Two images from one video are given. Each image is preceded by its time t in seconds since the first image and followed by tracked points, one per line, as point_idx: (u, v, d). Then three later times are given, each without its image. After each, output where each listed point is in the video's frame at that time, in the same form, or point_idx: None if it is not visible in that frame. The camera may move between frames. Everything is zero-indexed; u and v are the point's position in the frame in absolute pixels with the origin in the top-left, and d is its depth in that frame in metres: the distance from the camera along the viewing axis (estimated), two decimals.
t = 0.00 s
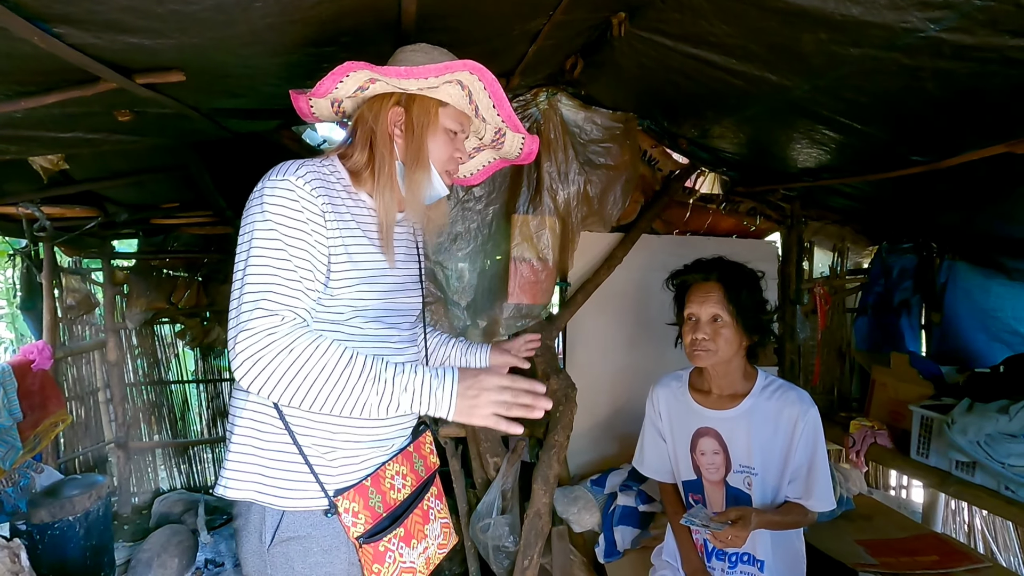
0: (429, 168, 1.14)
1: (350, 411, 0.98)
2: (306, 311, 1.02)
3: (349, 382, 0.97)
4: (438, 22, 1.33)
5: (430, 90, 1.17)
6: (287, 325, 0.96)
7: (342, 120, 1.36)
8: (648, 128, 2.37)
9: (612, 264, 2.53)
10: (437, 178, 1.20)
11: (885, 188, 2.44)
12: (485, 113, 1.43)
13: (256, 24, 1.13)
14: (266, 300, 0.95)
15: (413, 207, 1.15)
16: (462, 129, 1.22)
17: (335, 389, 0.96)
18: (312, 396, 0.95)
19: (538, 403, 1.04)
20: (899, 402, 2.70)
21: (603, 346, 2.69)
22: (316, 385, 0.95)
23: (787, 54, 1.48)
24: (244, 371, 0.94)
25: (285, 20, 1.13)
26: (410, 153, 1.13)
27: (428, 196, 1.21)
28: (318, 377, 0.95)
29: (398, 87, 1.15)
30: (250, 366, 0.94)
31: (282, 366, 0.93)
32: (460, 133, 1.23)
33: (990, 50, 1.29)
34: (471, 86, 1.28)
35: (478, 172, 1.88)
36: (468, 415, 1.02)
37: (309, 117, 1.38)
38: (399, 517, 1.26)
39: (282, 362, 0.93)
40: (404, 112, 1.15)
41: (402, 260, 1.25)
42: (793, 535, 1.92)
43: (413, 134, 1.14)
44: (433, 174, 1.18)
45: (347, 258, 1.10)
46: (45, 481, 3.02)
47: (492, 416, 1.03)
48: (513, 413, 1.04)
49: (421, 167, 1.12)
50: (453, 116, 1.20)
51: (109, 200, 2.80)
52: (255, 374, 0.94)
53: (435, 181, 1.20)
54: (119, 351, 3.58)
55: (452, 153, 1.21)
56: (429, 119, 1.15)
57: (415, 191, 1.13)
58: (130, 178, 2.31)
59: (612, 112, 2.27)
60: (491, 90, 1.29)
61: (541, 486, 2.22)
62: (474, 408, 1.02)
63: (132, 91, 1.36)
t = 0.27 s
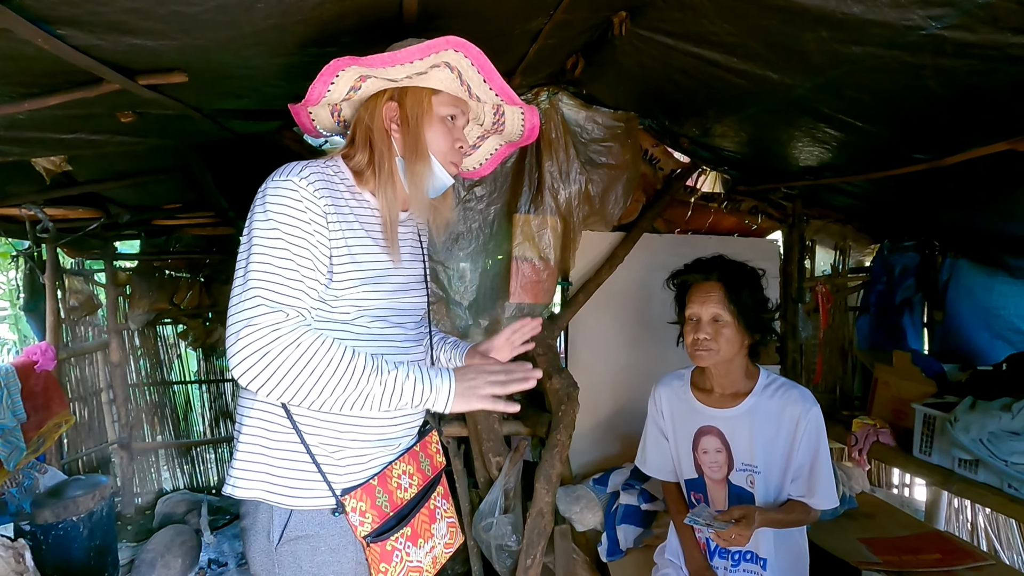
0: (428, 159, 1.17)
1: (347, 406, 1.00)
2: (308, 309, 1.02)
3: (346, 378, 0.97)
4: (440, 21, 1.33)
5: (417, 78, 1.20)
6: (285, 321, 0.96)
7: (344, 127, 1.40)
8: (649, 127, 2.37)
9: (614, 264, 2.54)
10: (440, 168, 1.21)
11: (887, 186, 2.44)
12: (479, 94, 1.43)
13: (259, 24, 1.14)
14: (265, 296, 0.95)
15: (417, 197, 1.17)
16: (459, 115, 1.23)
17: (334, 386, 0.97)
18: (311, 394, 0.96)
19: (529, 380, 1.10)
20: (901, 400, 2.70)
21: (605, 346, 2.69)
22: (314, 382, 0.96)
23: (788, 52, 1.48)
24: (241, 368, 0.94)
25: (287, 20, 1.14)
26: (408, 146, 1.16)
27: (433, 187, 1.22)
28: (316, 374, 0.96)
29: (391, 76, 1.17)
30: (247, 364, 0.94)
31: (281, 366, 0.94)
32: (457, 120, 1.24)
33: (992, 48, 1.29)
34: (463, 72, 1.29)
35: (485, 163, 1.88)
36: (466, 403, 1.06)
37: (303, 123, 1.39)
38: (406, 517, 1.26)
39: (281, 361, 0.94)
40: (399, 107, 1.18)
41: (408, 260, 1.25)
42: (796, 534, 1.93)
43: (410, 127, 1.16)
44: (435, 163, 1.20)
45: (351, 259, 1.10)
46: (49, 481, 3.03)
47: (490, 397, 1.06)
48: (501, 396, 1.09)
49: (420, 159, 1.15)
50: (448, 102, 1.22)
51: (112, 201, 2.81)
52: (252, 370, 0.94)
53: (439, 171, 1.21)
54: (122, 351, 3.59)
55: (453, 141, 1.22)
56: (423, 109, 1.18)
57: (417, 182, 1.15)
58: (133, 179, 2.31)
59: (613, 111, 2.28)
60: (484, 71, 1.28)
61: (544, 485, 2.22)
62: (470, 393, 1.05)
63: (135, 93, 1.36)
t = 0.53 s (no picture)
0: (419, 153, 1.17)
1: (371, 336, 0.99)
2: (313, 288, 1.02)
3: (367, 314, 0.97)
4: (439, 20, 1.33)
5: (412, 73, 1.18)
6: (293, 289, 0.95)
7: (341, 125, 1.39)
8: (648, 125, 2.37)
9: (613, 263, 2.55)
10: (433, 163, 1.19)
11: (886, 184, 2.44)
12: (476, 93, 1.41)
13: (258, 23, 1.13)
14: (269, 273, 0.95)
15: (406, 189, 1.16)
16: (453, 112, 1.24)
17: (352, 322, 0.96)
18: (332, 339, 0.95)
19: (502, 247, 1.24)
20: (900, 398, 2.66)
21: (605, 345, 2.68)
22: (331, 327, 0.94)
23: (788, 50, 1.48)
24: (262, 354, 0.93)
25: (286, 19, 1.13)
26: (400, 140, 1.16)
27: (422, 181, 1.20)
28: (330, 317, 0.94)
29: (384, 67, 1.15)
30: (263, 343, 0.93)
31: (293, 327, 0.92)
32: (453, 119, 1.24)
33: (992, 45, 1.29)
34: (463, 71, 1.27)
35: (483, 163, 1.87)
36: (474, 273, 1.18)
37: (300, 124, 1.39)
38: (402, 517, 1.26)
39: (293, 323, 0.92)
40: (393, 104, 1.18)
41: (403, 261, 1.26)
42: (797, 532, 1.92)
43: (403, 121, 1.16)
44: (427, 157, 1.18)
45: (345, 256, 1.12)
46: (49, 482, 3.03)
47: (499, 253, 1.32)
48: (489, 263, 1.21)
49: (410, 152, 1.15)
50: (441, 99, 1.22)
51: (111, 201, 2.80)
52: (272, 348, 0.93)
53: (431, 167, 1.19)
54: (121, 352, 3.58)
55: (448, 138, 1.21)
56: (417, 104, 1.18)
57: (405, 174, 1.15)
58: (131, 178, 2.31)
59: (613, 109, 2.27)
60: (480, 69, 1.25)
61: (544, 484, 2.22)
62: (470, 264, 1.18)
63: (133, 92, 1.36)
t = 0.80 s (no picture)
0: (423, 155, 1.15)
1: (323, 325, 0.92)
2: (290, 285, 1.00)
3: (315, 301, 0.90)
4: (439, 17, 1.32)
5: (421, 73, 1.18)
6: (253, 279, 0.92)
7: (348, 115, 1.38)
8: (649, 123, 2.36)
9: (613, 261, 2.54)
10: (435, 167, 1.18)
11: (887, 182, 2.43)
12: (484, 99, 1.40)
13: (256, 19, 1.13)
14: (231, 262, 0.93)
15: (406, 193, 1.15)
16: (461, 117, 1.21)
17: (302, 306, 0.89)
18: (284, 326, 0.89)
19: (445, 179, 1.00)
20: (902, 396, 2.67)
21: (605, 344, 2.68)
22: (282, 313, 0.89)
23: (790, 47, 1.47)
24: (218, 345, 0.88)
25: (285, 15, 1.13)
26: (403, 142, 1.14)
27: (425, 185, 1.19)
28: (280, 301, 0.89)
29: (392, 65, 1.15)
30: (217, 332, 0.88)
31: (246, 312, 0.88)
32: (460, 122, 1.21)
33: (996, 41, 1.28)
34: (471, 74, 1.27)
35: (489, 169, 1.85)
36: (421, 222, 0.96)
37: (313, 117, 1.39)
38: (401, 517, 1.25)
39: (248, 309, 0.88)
40: (400, 101, 1.16)
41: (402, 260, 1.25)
42: (798, 531, 1.91)
43: (408, 122, 1.14)
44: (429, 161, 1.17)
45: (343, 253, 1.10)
46: (48, 481, 3.02)
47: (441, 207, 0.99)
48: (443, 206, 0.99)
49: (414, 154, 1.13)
50: (451, 104, 1.19)
51: (110, 200, 2.79)
52: (223, 337, 0.88)
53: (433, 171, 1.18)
54: (120, 351, 3.57)
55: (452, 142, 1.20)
56: (423, 105, 1.15)
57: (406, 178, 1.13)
58: (130, 177, 2.30)
59: (613, 107, 2.25)
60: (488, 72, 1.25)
61: (545, 483, 2.21)
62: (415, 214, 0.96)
63: (131, 89, 1.35)
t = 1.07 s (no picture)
0: (429, 168, 1.14)
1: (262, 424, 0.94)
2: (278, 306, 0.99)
3: (263, 408, 0.91)
4: (442, 16, 1.31)
5: (434, 87, 1.16)
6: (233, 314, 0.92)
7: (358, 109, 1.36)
8: (651, 123, 2.35)
9: (616, 260, 2.51)
10: (438, 179, 1.19)
11: (891, 181, 2.42)
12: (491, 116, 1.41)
13: (257, 18, 1.12)
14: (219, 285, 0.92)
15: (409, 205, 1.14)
16: (470, 131, 1.20)
17: (261, 399, 0.90)
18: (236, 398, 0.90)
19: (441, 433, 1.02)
20: (905, 398, 2.69)
21: (609, 344, 2.67)
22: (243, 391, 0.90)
23: (794, 46, 1.46)
24: (183, 364, 0.89)
25: (286, 14, 1.12)
26: (411, 151, 1.13)
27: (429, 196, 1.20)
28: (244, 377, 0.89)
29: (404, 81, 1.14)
30: (189, 363, 0.89)
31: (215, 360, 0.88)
32: (467, 135, 1.21)
33: (1002, 40, 1.27)
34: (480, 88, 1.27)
35: (491, 173, 1.85)
36: (388, 448, 0.98)
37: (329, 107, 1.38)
38: (406, 518, 1.23)
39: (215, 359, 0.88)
40: (410, 108, 1.15)
41: (406, 257, 1.24)
42: (802, 532, 1.90)
43: (417, 132, 1.13)
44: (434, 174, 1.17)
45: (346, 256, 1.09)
46: (49, 481, 3.02)
47: (414, 442, 1.00)
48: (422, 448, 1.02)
49: (420, 165, 1.12)
50: (461, 116, 1.19)
51: (112, 199, 2.79)
52: (192, 372, 0.90)
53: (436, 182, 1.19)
54: (121, 350, 3.57)
55: (458, 154, 1.20)
56: (434, 116, 1.14)
57: (412, 189, 1.13)
58: (132, 177, 2.29)
59: (615, 107, 2.24)
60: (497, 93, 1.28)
61: (546, 484, 2.20)
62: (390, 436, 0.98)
63: (131, 88, 1.35)
